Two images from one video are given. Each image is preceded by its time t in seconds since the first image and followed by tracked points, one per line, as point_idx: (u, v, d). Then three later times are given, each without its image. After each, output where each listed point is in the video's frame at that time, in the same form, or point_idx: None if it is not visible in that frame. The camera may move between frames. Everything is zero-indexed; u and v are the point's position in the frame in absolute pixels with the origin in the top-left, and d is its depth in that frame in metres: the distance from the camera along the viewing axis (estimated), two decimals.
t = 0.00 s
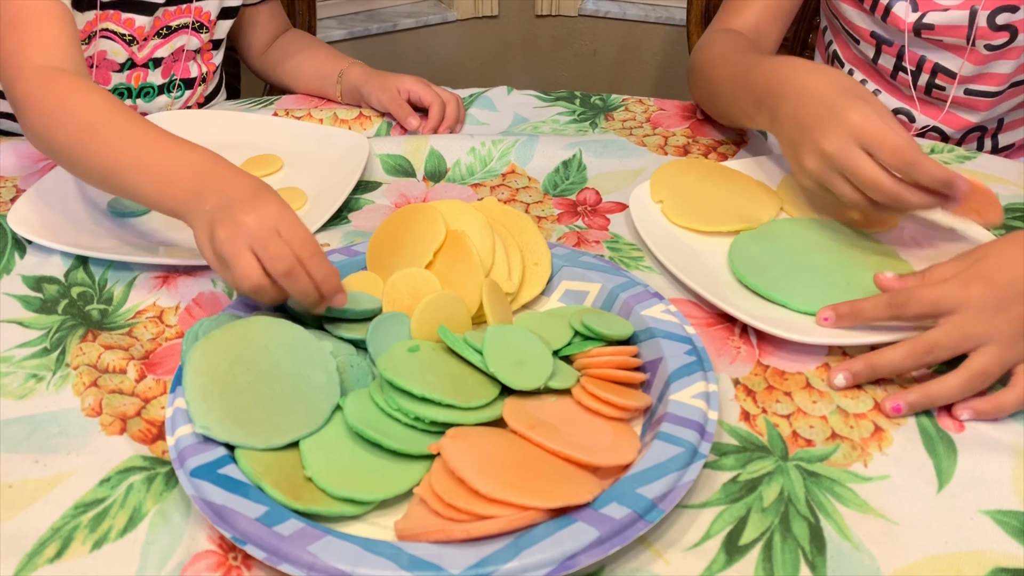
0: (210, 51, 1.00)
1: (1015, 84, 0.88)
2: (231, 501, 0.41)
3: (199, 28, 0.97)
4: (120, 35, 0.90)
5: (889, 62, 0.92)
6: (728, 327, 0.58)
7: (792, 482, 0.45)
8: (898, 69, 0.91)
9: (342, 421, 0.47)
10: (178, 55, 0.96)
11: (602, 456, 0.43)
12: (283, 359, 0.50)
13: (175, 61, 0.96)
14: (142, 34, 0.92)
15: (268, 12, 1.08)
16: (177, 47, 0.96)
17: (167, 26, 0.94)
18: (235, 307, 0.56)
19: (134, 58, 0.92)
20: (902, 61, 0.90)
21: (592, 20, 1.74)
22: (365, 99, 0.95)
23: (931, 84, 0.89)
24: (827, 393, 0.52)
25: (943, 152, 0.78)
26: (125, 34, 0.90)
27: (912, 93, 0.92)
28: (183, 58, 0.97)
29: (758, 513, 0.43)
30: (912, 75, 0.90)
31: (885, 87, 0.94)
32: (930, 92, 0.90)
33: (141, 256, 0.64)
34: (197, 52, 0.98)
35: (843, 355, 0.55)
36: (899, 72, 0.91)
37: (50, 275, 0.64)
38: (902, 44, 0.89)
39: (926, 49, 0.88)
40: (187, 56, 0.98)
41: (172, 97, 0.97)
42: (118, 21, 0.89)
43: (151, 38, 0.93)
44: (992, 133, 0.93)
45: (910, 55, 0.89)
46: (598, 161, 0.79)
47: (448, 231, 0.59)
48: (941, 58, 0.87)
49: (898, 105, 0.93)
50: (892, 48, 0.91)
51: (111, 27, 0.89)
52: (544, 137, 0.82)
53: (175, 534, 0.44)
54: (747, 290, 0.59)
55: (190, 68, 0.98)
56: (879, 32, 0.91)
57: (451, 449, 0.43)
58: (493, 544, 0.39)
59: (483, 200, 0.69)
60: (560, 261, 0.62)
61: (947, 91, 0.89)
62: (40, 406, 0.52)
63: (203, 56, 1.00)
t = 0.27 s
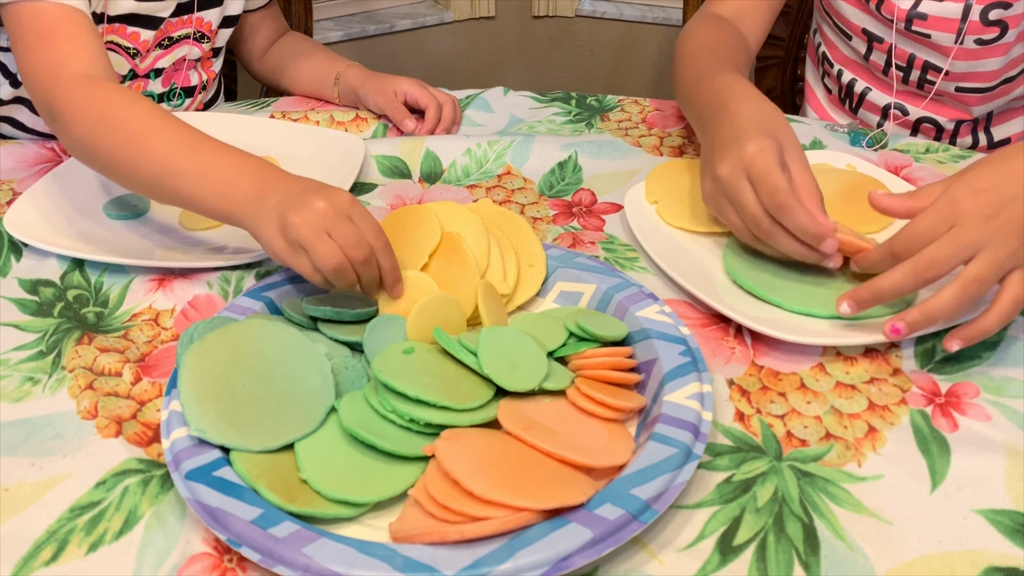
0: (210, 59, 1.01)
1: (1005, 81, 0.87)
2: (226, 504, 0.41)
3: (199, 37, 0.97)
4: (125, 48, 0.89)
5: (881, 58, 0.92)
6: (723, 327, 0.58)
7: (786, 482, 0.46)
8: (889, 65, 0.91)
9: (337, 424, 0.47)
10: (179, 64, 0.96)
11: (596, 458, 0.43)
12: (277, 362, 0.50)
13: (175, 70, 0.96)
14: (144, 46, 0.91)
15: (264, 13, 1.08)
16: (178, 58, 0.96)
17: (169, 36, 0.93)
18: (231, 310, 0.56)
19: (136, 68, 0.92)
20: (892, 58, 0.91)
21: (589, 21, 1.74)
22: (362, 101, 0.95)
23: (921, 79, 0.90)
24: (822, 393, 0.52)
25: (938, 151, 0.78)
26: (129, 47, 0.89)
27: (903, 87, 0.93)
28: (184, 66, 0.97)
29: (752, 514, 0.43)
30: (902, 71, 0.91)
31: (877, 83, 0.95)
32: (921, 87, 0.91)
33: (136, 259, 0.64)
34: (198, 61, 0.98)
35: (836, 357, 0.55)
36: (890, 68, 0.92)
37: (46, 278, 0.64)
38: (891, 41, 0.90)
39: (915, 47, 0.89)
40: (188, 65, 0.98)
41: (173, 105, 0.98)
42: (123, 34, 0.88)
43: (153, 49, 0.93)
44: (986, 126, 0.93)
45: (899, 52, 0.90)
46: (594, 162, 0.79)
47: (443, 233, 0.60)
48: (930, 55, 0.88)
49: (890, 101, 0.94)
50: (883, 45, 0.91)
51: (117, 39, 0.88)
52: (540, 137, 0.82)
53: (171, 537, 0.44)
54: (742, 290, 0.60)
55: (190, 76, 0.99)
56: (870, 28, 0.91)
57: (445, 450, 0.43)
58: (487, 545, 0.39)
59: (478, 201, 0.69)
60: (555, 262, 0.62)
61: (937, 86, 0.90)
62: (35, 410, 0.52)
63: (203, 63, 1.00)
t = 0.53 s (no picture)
0: (211, 53, 1.00)
1: (988, 71, 0.86)
2: (225, 501, 0.41)
3: (200, 30, 0.96)
4: (123, 39, 0.90)
5: (869, 36, 0.92)
6: (725, 326, 0.58)
7: (788, 481, 0.45)
8: (877, 43, 0.91)
9: (337, 421, 0.47)
10: (179, 57, 0.97)
11: (597, 456, 0.43)
12: (277, 359, 0.49)
13: (176, 63, 0.97)
14: (143, 38, 0.91)
15: (266, 9, 1.08)
16: (178, 50, 0.96)
17: (169, 28, 0.93)
18: (230, 306, 0.55)
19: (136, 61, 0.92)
20: (881, 34, 0.90)
21: (590, 19, 1.74)
22: (363, 98, 0.95)
23: (907, 56, 0.90)
24: (823, 392, 0.52)
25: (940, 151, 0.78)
26: (128, 38, 0.90)
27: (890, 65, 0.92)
28: (185, 60, 0.98)
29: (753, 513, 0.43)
30: (890, 48, 0.90)
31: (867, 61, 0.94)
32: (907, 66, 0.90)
33: (136, 255, 0.64)
34: (199, 55, 0.98)
35: (839, 356, 0.55)
36: (878, 46, 0.91)
37: (45, 274, 0.64)
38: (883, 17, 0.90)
39: (902, 22, 0.89)
40: (188, 59, 0.98)
41: (174, 99, 0.98)
42: (122, 25, 0.88)
43: (153, 41, 0.93)
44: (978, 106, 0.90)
45: (889, 27, 0.89)
46: (596, 160, 0.79)
47: (444, 230, 0.59)
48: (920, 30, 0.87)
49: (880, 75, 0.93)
50: (872, 21, 0.91)
51: (115, 31, 0.89)
52: (542, 134, 0.82)
53: (170, 534, 0.44)
54: (744, 289, 0.59)
55: (192, 70, 0.99)
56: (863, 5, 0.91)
57: (446, 448, 0.43)
58: (487, 544, 0.39)
59: (480, 199, 0.69)
60: (556, 260, 0.62)
61: (922, 63, 0.89)
62: (34, 406, 0.52)
63: (204, 58, 1.00)
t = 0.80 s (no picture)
0: (198, 26, 1.01)
1: (1001, 73, 0.85)
2: (228, 498, 0.41)
3: None
4: None
5: (882, 36, 0.92)
6: (727, 326, 0.58)
7: (790, 481, 0.45)
8: (891, 42, 0.91)
9: (339, 419, 0.47)
10: (161, 24, 0.98)
11: (600, 455, 0.43)
12: (280, 357, 0.50)
13: (158, 31, 0.98)
14: None
15: (270, 5, 1.08)
16: (158, 16, 0.97)
17: None
18: (233, 305, 0.55)
19: (113, 24, 0.94)
20: (895, 34, 0.90)
21: (592, 20, 1.74)
22: (367, 97, 0.95)
23: (923, 54, 0.89)
24: (825, 392, 0.52)
25: (943, 151, 0.78)
26: None
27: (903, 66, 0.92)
28: (168, 28, 0.99)
29: (755, 512, 0.43)
30: (904, 48, 0.90)
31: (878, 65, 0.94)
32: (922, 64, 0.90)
33: (139, 254, 0.64)
34: (182, 23, 1.00)
35: (841, 355, 0.55)
36: (891, 46, 0.91)
37: (48, 272, 0.64)
38: (897, 15, 0.90)
39: (918, 21, 0.89)
40: (172, 27, 0.99)
41: (161, 69, 1.00)
42: None
43: (130, 4, 0.94)
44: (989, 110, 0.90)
45: (905, 26, 0.90)
46: (598, 160, 0.79)
47: (446, 228, 0.59)
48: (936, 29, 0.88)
49: (892, 78, 0.93)
50: (885, 21, 0.91)
51: None
52: (544, 133, 0.82)
53: (173, 531, 0.44)
54: (746, 289, 0.59)
55: (177, 39, 1.00)
56: (875, 5, 0.91)
57: (449, 446, 0.43)
58: (490, 542, 0.39)
59: (482, 198, 0.69)
60: (558, 259, 0.62)
61: (937, 61, 0.89)
62: (37, 403, 0.52)
63: (191, 30, 1.01)
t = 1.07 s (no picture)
0: (199, 22, 1.01)
1: (996, 70, 0.85)
2: (226, 500, 0.41)
3: None
4: None
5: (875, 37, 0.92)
6: (725, 326, 0.58)
7: (788, 481, 0.45)
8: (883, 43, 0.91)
9: (337, 420, 0.47)
10: (162, 18, 0.98)
11: (597, 456, 0.43)
12: (278, 358, 0.50)
13: (159, 24, 0.98)
14: None
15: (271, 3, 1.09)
16: (158, 9, 0.97)
17: None
18: (231, 306, 0.55)
19: (113, 15, 0.94)
20: (888, 34, 0.90)
21: (591, 20, 1.74)
22: (367, 97, 0.95)
23: (915, 54, 0.89)
24: (824, 392, 0.52)
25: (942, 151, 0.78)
26: None
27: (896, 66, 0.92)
28: (169, 22, 0.99)
29: (753, 513, 0.43)
30: (896, 49, 0.90)
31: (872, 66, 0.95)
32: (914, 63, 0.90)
33: (137, 255, 0.64)
34: (183, 18, 1.00)
35: (839, 355, 0.55)
36: (883, 47, 0.91)
37: (47, 273, 0.64)
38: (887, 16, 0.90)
39: (909, 21, 0.89)
40: (173, 21, 0.99)
41: (160, 62, 1.00)
42: None
43: None
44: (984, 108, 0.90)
45: (896, 27, 0.90)
46: (596, 161, 0.79)
47: (445, 229, 0.59)
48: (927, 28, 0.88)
49: (884, 79, 0.94)
50: (877, 23, 0.91)
51: None
52: (543, 133, 0.82)
53: (171, 533, 0.44)
54: (744, 290, 0.59)
55: (178, 34, 1.00)
56: (867, 7, 0.91)
57: (446, 447, 0.43)
58: (488, 543, 0.39)
59: (480, 199, 0.69)
60: (556, 260, 0.62)
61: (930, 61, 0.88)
62: (35, 404, 0.52)
63: (193, 25, 1.01)
